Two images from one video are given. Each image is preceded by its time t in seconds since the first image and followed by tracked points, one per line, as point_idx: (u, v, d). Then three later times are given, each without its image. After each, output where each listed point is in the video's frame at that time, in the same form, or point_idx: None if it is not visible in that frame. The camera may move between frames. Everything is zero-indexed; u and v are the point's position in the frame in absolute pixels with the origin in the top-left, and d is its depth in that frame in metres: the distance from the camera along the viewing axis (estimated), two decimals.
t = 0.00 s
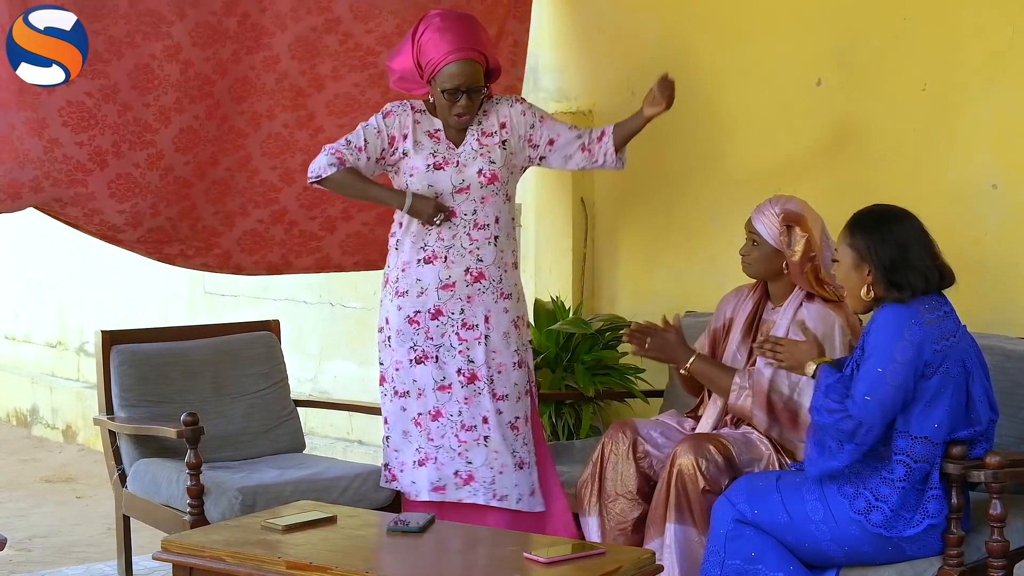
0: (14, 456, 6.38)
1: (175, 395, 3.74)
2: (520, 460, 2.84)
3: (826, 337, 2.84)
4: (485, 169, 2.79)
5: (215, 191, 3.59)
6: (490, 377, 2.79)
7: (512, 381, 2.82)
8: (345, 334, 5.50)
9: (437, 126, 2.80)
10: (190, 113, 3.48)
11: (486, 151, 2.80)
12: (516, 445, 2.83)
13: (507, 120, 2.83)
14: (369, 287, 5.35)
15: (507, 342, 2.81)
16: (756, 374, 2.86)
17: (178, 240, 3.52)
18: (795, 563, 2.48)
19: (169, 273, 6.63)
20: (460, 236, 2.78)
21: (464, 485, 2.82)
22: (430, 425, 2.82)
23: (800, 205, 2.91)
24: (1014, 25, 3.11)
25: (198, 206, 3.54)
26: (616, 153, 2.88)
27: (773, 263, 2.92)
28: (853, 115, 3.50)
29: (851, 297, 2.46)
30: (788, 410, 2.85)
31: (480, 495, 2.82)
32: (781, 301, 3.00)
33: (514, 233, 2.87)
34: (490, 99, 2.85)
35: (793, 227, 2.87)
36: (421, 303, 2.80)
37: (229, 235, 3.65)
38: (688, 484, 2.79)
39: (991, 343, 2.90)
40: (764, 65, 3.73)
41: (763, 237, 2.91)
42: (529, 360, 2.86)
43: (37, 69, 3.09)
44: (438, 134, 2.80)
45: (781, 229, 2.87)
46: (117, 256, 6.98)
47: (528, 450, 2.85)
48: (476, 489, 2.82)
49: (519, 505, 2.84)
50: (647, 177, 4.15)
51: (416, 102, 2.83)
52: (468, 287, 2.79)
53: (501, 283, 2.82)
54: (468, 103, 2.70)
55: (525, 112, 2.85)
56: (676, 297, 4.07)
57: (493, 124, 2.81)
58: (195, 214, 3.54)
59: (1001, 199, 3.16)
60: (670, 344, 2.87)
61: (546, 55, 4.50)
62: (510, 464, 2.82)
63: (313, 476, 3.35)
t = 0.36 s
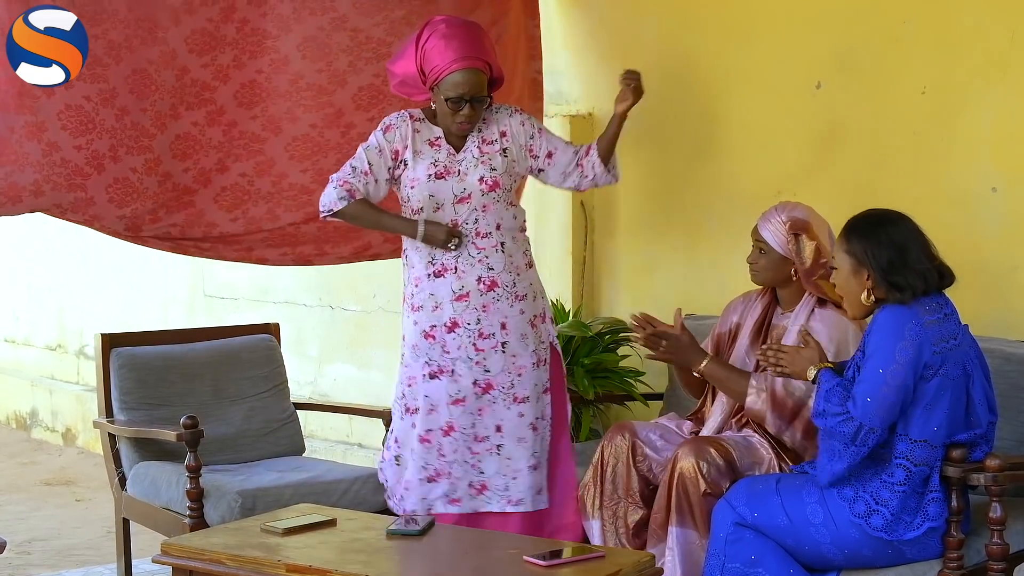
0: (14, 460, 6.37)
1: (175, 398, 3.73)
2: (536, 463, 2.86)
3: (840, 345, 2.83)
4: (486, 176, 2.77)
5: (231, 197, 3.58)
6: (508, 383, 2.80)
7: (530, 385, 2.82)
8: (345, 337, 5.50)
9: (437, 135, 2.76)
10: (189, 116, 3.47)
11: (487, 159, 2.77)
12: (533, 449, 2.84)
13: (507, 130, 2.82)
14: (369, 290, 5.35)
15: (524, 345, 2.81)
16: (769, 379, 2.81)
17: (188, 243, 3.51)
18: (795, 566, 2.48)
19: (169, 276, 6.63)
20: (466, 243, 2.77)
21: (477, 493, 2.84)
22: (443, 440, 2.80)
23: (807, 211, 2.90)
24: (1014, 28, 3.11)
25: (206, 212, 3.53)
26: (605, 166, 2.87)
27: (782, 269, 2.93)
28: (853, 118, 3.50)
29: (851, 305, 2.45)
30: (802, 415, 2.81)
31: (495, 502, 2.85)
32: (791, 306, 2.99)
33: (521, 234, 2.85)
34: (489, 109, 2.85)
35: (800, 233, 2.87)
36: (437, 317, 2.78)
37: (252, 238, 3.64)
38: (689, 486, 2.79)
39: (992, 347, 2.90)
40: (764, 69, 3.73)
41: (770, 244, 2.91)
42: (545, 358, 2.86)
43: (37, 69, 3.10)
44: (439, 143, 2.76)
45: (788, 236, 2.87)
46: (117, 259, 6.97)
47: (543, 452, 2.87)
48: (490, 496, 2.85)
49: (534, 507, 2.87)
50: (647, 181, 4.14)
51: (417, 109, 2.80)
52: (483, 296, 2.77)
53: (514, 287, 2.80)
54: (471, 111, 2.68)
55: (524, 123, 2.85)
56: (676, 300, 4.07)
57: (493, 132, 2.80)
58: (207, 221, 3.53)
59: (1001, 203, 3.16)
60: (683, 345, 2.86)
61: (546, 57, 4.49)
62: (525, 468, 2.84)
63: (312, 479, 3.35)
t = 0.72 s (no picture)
0: (14, 462, 6.37)
1: (174, 401, 3.74)
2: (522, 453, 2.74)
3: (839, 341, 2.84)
4: (472, 168, 2.66)
5: (238, 195, 3.60)
6: (494, 373, 2.67)
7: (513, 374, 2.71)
8: (345, 340, 5.50)
9: (418, 128, 2.64)
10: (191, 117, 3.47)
11: (471, 153, 2.67)
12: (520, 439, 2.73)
13: (487, 123, 2.71)
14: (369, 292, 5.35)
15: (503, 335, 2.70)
16: (769, 370, 2.83)
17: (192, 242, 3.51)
18: (796, 568, 2.48)
19: (168, 278, 6.63)
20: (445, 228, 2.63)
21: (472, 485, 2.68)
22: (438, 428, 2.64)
23: (808, 212, 2.90)
24: (1014, 31, 3.11)
25: (211, 208, 3.54)
26: (578, 166, 2.74)
27: (784, 270, 2.92)
28: (855, 120, 3.50)
29: (850, 308, 2.45)
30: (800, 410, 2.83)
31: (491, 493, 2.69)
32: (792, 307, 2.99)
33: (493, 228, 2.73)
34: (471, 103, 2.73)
35: (801, 233, 2.87)
36: (422, 304, 2.61)
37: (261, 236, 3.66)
38: (688, 489, 2.79)
39: (992, 349, 2.90)
40: (763, 72, 3.74)
41: (771, 244, 2.91)
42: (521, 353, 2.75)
43: (37, 69, 3.09)
44: (421, 136, 2.64)
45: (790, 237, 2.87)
46: (117, 262, 6.97)
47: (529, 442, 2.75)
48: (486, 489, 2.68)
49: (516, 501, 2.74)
50: (647, 184, 4.14)
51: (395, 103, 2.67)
52: (465, 284, 2.64)
53: (490, 277, 2.69)
54: (452, 107, 2.58)
55: (502, 117, 2.72)
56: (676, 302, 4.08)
57: (474, 126, 2.68)
58: (209, 219, 3.54)
59: (1001, 205, 3.16)
60: (681, 330, 2.92)
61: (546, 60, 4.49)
62: (511, 459, 2.71)
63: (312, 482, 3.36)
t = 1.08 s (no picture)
0: (14, 462, 6.37)
1: (174, 401, 3.74)
2: (484, 464, 2.60)
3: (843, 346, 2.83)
4: (451, 177, 2.51)
5: (251, 182, 3.60)
6: (458, 386, 2.54)
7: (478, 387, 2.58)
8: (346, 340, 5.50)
9: (399, 138, 2.49)
10: (192, 116, 3.47)
11: (451, 162, 2.52)
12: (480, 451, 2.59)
13: (466, 133, 2.57)
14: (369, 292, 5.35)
15: (476, 349, 2.56)
16: (782, 384, 2.82)
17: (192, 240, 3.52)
18: (796, 568, 2.47)
19: (169, 278, 6.63)
20: (433, 248, 2.50)
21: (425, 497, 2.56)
22: (396, 441, 2.50)
23: (806, 215, 2.91)
24: (1014, 31, 3.11)
25: (213, 208, 3.54)
26: (553, 179, 2.58)
27: (783, 275, 2.92)
28: (855, 121, 3.50)
29: (853, 300, 2.46)
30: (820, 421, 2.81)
31: (440, 507, 2.58)
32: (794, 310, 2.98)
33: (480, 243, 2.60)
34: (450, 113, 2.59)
35: (801, 236, 2.87)
36: (392, 317, 2.49)
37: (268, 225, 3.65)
38: (689, 488, 2.79)
39: (993, 349, 2.90)
40: (762, 73, 3.74)
41: (770, 249, 2.90)
42: (496, 364, 2.61)
43: (36, 69, 3.08)
44: (400, 146, 2.48)
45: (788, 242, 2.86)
46: (117, 263, 6.97)
47: (491, 453, 2.62)
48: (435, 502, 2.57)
49: (481, 511, 2.60)
50: (647, 184, 4.15)
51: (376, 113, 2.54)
52: (442, 300, 2.51)
53: (470, 291, 2.55)
54: (433, 114, 2.43)
55: (480, 129, 2.59)
56: (676, 303, 4.08)
57: (453, 136, 2.54)
58: (211, 217, 3.55)
59: (1002, 205, 3.16)
60: (689, 352, 2.83)
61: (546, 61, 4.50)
62: (471, 470, 2.58)
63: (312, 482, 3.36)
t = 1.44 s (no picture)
0: (14, 462, 6.37)
1: (175, 400, 3.74)
2: (474, 458, 2.66)
3: (838, 341, 2.82)
4: (428, 166, 2.55)
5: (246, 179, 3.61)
6: (443, 381, 2.60)
7: (463, 380, 2.64)
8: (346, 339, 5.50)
9: (366, 125, 2.52)
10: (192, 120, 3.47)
11: (422, 150, 2.56)
12: (469, 446, 2.65)
13: (434, 122, 2.62)
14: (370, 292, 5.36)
15: (456, 342, 2.62)
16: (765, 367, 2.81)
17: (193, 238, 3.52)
18: (795, 568, 2.47)
19: (169, 278, 6.63)
20: (413, 238, 2.53)
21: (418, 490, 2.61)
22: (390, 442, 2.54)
23: (810, 211, 2.89)
24: (1014, 31, 3.11)
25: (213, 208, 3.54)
26: (508, 179, 2.67)
27: (784, 270, 2.93)
28: (855, 120, 3.50)
29: (857, 288, 2.46)
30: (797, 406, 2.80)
31: (433, 498, 2.63)
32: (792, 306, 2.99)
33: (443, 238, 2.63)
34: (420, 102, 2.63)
35: (803, 232, 2.86)
36: (381, 314, 2.51)
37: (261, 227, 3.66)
38: (687, 489, 2.79)
39: (992, 349, 2.90)
40: (762, 73, 3.74)
41: (772, 243, 2.90)
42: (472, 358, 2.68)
43: (37, 69, 3.07)
44: (371, 134, 2.52)
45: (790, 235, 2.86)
46: (117, 263, 6.98)
47: (480, 446, 2.68)
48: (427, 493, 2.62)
49: (475, 505, 2.66)
50: (648, 184, 4.15)
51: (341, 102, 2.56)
52: (425, 292, 2.56)
53: (445, 282, 2.62)
54: (400, 101, 2.48)
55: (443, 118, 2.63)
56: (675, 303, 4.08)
57: (422, 124, 2.59)
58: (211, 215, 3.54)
59: (1001, 205, 3.16)
60: (677, 322, 2.85)
61: (546, 61, 4.51)
62: (461, 465, 2.64)
63: (312, 482, 3.36)
